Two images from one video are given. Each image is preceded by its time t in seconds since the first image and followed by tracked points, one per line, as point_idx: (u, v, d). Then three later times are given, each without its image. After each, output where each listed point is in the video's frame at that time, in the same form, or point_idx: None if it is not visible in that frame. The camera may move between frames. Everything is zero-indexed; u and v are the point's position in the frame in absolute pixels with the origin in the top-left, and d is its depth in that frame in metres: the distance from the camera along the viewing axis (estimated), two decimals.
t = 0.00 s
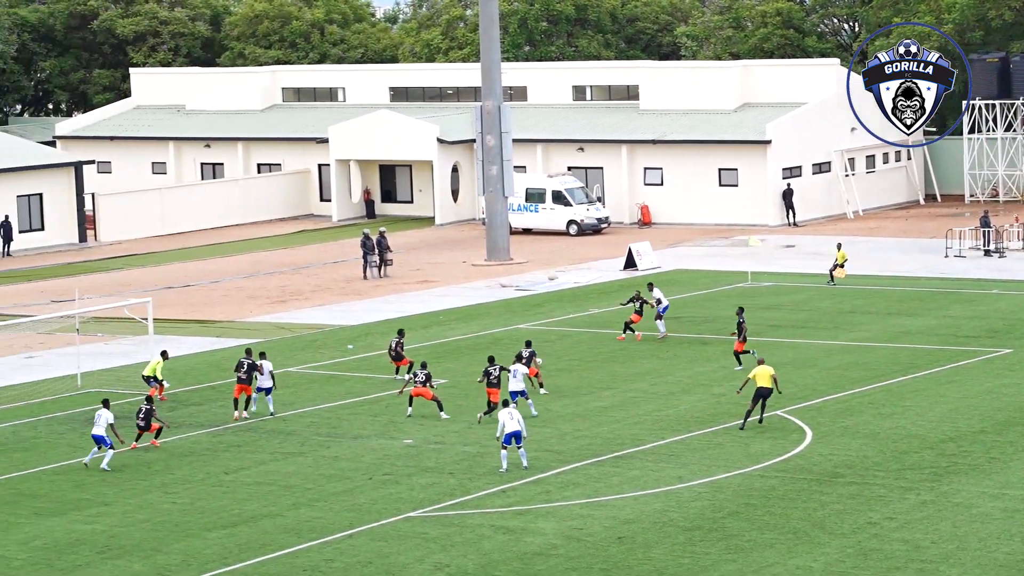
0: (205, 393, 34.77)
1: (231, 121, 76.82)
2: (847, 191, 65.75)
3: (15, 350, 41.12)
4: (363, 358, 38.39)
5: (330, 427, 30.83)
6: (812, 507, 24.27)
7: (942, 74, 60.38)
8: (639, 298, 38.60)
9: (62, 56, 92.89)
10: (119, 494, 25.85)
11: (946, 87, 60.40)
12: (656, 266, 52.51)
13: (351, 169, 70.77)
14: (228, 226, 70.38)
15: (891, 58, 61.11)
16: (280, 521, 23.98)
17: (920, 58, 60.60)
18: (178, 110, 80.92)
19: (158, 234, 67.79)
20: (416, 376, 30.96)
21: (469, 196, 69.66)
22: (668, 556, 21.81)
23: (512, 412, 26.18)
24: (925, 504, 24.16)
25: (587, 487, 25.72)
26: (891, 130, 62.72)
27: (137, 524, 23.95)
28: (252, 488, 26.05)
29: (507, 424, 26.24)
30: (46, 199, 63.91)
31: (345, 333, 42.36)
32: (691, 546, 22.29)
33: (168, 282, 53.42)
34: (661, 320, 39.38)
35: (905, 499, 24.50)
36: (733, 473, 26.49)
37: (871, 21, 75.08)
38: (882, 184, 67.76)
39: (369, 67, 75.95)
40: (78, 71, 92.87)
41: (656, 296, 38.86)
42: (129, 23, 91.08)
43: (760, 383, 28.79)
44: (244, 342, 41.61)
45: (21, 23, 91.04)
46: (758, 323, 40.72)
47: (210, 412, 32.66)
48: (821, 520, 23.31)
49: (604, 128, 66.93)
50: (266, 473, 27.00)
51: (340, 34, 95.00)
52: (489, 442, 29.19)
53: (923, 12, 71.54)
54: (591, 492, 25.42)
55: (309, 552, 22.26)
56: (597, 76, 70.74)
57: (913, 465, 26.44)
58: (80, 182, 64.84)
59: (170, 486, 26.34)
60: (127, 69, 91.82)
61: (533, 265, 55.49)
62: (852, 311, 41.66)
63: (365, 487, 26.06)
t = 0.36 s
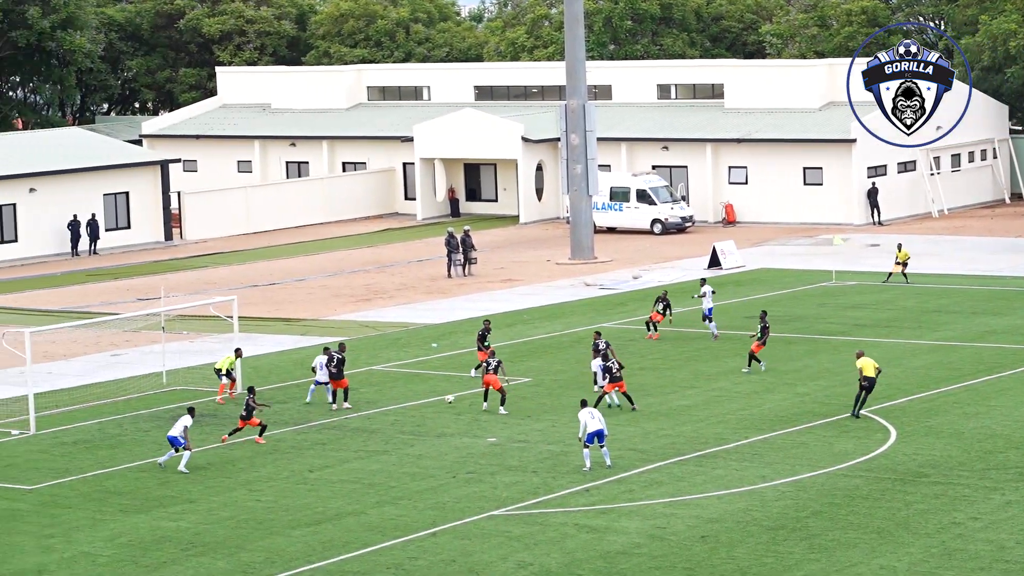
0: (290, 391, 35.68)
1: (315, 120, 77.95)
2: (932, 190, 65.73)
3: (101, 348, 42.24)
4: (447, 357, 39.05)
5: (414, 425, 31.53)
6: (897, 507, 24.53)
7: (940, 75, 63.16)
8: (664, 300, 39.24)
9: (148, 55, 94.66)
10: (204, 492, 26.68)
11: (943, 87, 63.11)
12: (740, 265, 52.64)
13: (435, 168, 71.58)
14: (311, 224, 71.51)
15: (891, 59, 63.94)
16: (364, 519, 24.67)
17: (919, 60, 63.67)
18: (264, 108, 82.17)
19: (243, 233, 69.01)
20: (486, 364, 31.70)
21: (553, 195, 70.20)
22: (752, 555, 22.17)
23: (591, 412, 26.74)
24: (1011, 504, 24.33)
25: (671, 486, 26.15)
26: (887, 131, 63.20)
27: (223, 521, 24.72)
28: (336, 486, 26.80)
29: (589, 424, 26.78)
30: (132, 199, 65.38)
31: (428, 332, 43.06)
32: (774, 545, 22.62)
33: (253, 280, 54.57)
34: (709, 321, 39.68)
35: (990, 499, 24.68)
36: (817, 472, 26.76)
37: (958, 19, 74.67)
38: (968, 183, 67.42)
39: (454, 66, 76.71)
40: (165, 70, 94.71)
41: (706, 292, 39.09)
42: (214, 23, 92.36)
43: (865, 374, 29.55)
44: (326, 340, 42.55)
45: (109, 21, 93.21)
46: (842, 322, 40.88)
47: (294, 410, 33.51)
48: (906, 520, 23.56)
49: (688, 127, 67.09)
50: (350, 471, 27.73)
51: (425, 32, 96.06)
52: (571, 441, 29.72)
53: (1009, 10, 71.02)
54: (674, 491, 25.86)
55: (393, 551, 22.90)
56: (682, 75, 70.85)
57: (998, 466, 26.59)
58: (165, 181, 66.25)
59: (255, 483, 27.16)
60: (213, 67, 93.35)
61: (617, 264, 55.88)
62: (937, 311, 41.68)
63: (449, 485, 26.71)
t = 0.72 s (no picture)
0: (345, 389, 35.82)
1: (372, 120, 78.24)
2: (990, 189, 64.97)
3: (158, 346, 42.58)
4: (503, 356, 39.05)
5: (469, 425, 31.52)
6: (954, 507, 24.26)
7: (939, 75, 62.00)
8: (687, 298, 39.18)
9: (207, 55, 95.38)
10: (260, 491, 26.83)
11: (941, 88, 61.76)
12: (797, 263, 52.35)
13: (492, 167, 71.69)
14: (368, 222, 71.77)
15: (891, 58, 63.49)
16: (420, 517, 24.73)
17: (919, 59, 62.84)
18: (321, 107, 82.47)
19: (302, 231, 69.39)
20: (535, 363, 31.95)
21: (610, 195, 70.07)
22: (808, 555, 22.00)
23: (648, 412, 26.66)
24: None
25: (727, 486, 25.99)
26: (885, 134, 61.95)
27: (279, 520, 24.85)
28: (392, 485, 26.86)
29: (646, 424, 26.69)
30: (191, 197, 65.90)
31: (484, 331, 43.07)
32: (831, 545, 22.43)
33: (309, 279, 54.86)
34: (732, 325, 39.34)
35: None
36: (873, 472, 26.52)
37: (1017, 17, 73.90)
38: None
39: (511, 65, 76.74)
40: (222, 69, 95.32)
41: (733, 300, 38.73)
42: (272, 22, 92.91)
43: (949, 368, 29.68)
44: (382, 339, 42.71)
45: (168, 21, 93.42)
46: (900, 322, 40.53)
47: (350, 409, 33.64)
48: (963, 520, 23.30)
49: (745, 126, 66.79)
50: (406, 470, 27.79)
51: (482, 32, 96.19)
52: (626, 440, 29.61)
53: None
54: (732, 490, 25.72)
55: (448, 550, 22.93)
56: (739, 74, 70.64)
57: None
58: (223, 180, 66.74)
59: (312, 482, 27.28)
60: (271, 67, 93.81)
61: (674, 263, 55.66)
62: (997, 310, 41.19)
63: (505, 484, 26.71)
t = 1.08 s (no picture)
0: (381, 389, 35.81)
1: (408, 119, 78.29)
2: None
3: (195, 345, 42.70)
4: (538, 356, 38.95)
5: (505, 424, 31.44)
6: (991, 507, 24.00)
7: (940, 75, 61.97)
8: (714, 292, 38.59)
9: (243, 54, 95.66)
10: (296, 490, 26.83)
11: (940, 89, 62.15)
12: (834, 263, 52.02)
13: (528, 166, 71.58)
14: (404, 222, 71.82)
15: (892, 58, 62.26)
16: (456, 517, 24.67)
17: (919, 59, 62.28)
18: (356, 107, 82.55)
19: (338, 230, 69.51)
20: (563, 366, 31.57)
21: (646, 194, 69.84)
22: (844, 555, 21.80)
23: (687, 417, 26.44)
24: None
25: (763, 486, 25.80)
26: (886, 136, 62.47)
27: (315, 519, 24.84)
28: (428, 485, 26.81)
29: (685, 428, 26.51)
30: (227, 196, 66.12)
31: (519, 330, 42.99)
32: (866, 545, 22.23)
33: (345, 278, 54.92)
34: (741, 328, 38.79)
35: None
36: (909, 472, 26.28)
37: None
38: None
39: (546, 64, 76.66)
40: (258, 69, 95.60)
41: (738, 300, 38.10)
42: (309, 22, 93.07)
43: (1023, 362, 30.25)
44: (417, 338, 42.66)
45: (204, 21, 93.98)
46: (936, 322, 40.21)
47: (386, 409, 33.62)
48: (1000, 521, 23.05)
49: (781, 125, 66.41)
50: (442, 469, 27.73)
51: (518, 31, 96.09)
52: (662, 440, 29.46)
53: None
54: (768, 490, 25.54)
55: (483, 549, 22.86)
56: (776, 74, 70.20)
57: None
58: (259, 179, 66.95)
59: (347, 481, 27.25)
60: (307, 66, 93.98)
61: (710, 262, 55.40)
62: None
63: (540, 484, 26.62)
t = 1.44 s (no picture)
0: (389, 389, 35.83)
1: (415, 120, 78.33)
2: None
3: (202, 346, 42.76)
4: (546, 357, 38.99)
5: (513, 425, 31.47)
6: (998, 509, 23.97)
7: (940, 75, 61.24)
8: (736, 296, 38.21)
9: (251, 56, 95.79)
10: (303, 491, 26.85)
11: (940, 89, 61.59)
12: (841, 265, 51.97)
13: (535, 167, 71.60)
14: (412, 223, 71.87)
15: (891, 59, 60.64)
16: (463, 518, 24.67)
17: (919, 59, 61.05)
18: (365, 108, 82.59)
19: (345, 232, 69.56)
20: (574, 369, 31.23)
21: (653, 195, 69.84)
22: (851, 556, 21.78)
23: (724, 415, 26.44)
24: None
25: (770, 487, 25.78)
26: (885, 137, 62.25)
27: (322, 520, 24.85)
28: (435, 486, 26.83)
29: (716, 426, 26.54)
30: (234, 197, 66.19)
31: (527, 332, 43.00)
32: (874, 546, 22.21)
33: (353, 279, 54.97)
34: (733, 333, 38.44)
35: None
36: (917, 473, 26.27)
37: None
38: None
39: (554, 65, 76.66)
40: (266, 70, 95.71)
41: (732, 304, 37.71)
42: (317, 23, 93.17)
43: None
44: (425, 340, 42.69)
45: (212, 22, 94.24)
46: (943, 323, 40.18)
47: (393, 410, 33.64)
48: (1008, 522, 23.01)
49: (789, 126, 66.34)
50: (450, 470, 27.75)
51: (526, 32, 96.20)
52: (670, 441, 29.46)
53: None
54: (775, 491, 25.52)
55: (490, 550, 22.86)
56: (784, 75, 70.09)
57: None
58: (266, 180, 67.02)
59: (354, 482, 27.26)
60: (315, 67, 94.00)
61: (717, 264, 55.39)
62: None
63: (547, 485, 26.63)
